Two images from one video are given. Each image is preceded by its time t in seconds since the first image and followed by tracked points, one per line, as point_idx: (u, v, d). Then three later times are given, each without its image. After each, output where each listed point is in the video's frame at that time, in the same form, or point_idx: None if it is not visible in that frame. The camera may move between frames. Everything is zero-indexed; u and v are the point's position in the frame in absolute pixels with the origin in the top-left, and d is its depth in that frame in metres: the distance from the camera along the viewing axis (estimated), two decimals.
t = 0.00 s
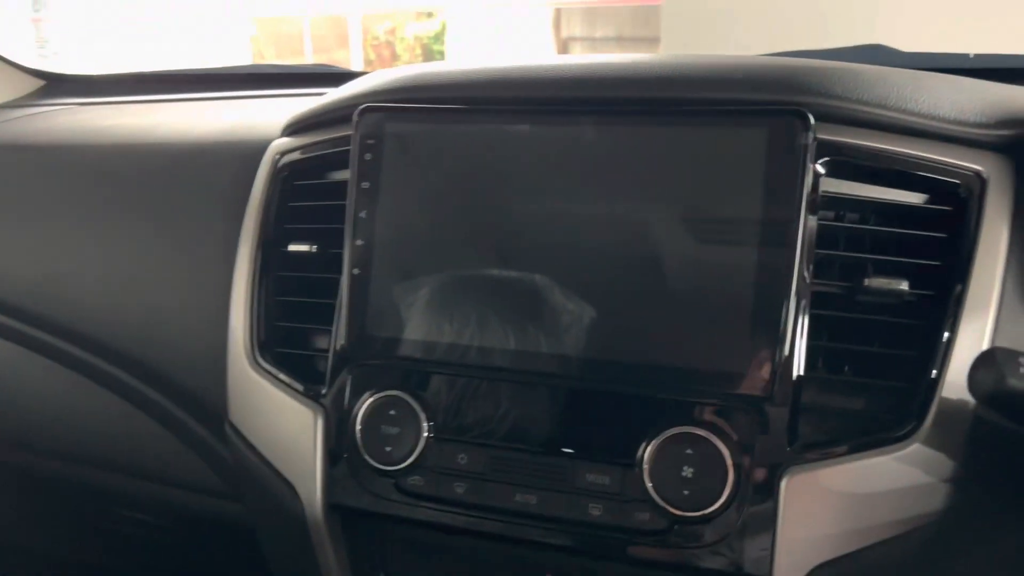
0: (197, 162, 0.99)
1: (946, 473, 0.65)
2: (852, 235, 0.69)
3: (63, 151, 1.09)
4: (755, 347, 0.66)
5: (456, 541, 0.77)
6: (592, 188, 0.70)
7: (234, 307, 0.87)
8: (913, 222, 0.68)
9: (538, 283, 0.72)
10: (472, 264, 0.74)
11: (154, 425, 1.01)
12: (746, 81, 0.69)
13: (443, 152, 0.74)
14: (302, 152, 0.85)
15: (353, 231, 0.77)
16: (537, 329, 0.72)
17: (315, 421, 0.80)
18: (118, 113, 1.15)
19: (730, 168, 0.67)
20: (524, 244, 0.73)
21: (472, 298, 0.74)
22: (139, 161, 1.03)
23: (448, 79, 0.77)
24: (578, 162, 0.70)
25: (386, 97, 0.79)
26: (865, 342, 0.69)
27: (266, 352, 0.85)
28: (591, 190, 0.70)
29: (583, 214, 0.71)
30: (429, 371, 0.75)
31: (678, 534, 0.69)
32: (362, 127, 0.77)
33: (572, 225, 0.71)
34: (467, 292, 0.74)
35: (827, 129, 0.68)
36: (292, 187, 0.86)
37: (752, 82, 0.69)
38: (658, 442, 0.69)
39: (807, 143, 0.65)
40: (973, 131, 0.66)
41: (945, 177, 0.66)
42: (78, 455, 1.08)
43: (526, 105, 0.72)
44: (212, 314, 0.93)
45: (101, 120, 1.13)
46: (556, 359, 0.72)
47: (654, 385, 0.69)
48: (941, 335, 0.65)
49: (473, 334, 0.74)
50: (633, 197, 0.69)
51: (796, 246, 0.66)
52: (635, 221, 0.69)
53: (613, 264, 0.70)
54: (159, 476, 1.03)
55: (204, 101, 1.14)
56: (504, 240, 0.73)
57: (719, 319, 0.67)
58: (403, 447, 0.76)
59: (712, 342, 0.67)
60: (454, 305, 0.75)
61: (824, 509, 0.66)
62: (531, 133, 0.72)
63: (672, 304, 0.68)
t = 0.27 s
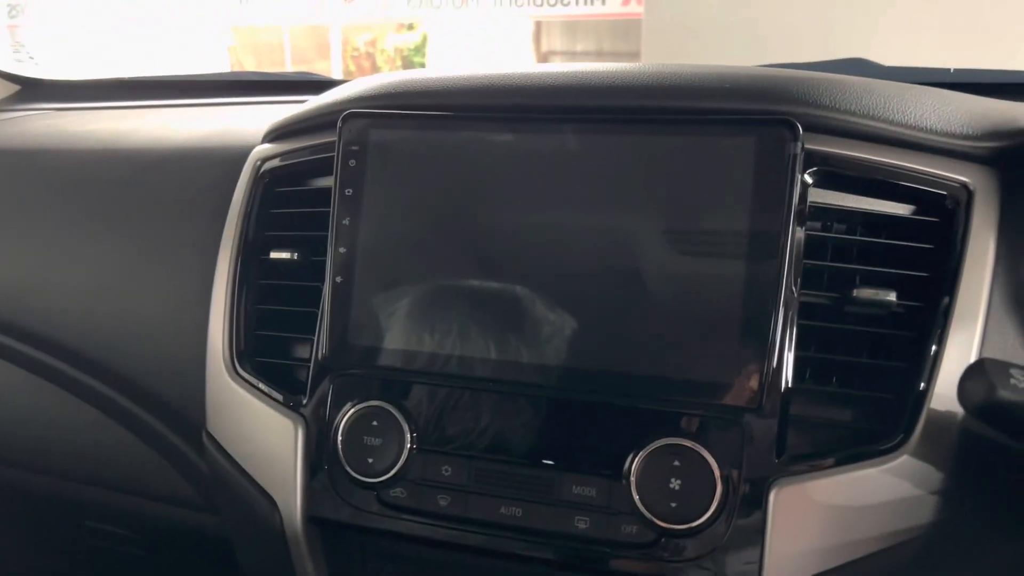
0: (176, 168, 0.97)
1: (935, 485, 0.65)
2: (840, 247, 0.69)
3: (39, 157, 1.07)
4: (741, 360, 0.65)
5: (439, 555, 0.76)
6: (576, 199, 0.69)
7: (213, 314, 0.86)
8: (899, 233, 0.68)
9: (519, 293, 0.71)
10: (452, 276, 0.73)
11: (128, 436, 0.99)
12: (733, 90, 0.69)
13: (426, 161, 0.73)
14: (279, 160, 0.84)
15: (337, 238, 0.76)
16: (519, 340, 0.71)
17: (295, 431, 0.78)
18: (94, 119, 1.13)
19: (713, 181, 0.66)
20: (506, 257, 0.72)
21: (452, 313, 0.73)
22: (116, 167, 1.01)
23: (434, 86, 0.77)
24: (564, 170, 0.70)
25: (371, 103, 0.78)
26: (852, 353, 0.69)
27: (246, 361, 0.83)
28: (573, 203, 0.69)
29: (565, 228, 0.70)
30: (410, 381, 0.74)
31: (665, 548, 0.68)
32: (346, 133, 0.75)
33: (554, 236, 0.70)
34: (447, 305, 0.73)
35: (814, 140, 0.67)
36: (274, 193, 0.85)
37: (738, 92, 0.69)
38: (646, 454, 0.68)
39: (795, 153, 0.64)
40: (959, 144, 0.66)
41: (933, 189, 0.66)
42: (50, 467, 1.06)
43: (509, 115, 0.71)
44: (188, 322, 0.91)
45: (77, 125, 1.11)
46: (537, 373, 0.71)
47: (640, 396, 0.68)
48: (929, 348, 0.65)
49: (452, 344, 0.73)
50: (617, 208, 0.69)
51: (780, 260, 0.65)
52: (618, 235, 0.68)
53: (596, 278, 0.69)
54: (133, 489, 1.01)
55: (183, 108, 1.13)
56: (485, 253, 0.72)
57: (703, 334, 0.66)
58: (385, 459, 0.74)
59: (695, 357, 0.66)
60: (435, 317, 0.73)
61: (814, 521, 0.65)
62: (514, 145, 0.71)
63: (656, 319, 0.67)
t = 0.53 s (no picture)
0: (159, 172, 0.96)
1: (924, 497, 0.65)
2: (829, 256, 0.69)
3: (18, 160, 1.05)
4: (731, 370, 0.65)
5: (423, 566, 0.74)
6: (565, 207, 0.69)
7: (197, 319, 0.85)
8: (889, 244, 0.68)
9: (503, 304, 0.70)
10: (437, 285, 0.72)
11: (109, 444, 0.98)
12: (725, 99, 0.69)
13: (413, 168, 0.72)
14: (264, 165, 0.83)
15: (323, 243, 0.75)
16: (502, 350, 0.70)
17: (278, 438, 0.77)
18: (76, 122, 1.11)
19: (704, 190, 0.66)
20: (494, 264, 0.71)
21: (439, 318, 0.72)
22: (98, 171, 1.00)
23: (423, 93, 0.76)
24: (553, 178, 0.69)
25: (360, 108, 0.77)
26: (841, 364, 0.68)
27: (229, 368, 0.82)
28: (563, 211, 0.69)
29: (553, 237, 0.69)
30: (394, 389, 0.73)
31: (654, 559, 0.67)
32: (335, 138, 0.75)
33: (542, 245, 0.69)
34: (433, 313, 0.72)
35: (805, 150, 0.67)
36: (259, 199, 0.85)
37: (729, 102, 0.69)
38: (635, 464, 0.67)
39: (785, 162, 0.64)
40: (949, 156, 0.66)
41: (922, 200, 0.66)
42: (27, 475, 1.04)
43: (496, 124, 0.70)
44: (170, 328, 0.89)
45: (58, 128, 1.09)
46: (524, 382, 0.70)
47: (628, 406, 0.67)
48: (918, 361, 0.65)
49: (436, 352, 0.72)
50: (608, 216, 0.68)
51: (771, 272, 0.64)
52: (606, 245, 0.68)
53: (583, 288, 0.68)
54: (112, 498, 0.99)
55: (166, 112, 1.11)
56: (471, 261, 0.71)
57: (693, 344, 0.66)
58: (370, 468, 0.73)
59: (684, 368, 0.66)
60: (420, 325, 0.72)
61: (804, 533, 0.65)
62: (501, 154, 0.70)
63: (644, 329, 0.67)
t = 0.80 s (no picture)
0: (144, 184, 0.94)
1: (931, 521, 0.63)
2: (830, 275, 0.68)
3: None
4: (732, 389, 0.63)
5: None
6: (561, 223, 0.67)
7: (181, 332, 0.83)
8: (891, 262, 0.67)
9: (490, 321, 0.69)
10: (426, 303, 0.71)
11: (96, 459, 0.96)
12: (725, 113, 0.67)
13: (405, 183, 0.71)
14: (251, 177, 0.81)
15: (313, 257, 0.73)
16: (487, 368, 0.69)
17: (265, 459, 0.75)
18: (56, 132, 1.09)
19: (705, 206, 0.64)
20: (489, 279, 0.69)
21: (429, 335, 0.71)
22: (80, 183, 0.98)
23: (414, 104, 0.75)
24: (548, 192, 0.68)
25: (351, 118, 0.76)
26: (843, 384, 0.67)
27: (214, 385, 0.80)
28: (560, 227, 0.67)
29: (550, 253, 0.68)
30: (384, 406, 0.72)
31: None
32: (326, 149, 0.73)
33: (538, 263, 0.68)
34: (422, 329, 0.71)
35: (806, 165, 0.66)
36: (247, 211, 0.83)
37: (729, 116, 0.67)
38: (634, 486, 0.66)
39: (787, 178, 0.63)
40: (952, 174, 0.65)
41: (926, 218, 0.65)
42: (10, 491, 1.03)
43: (488, 139, 0.69)
44: (160, 345, 0.88)
45: (38, 139, 1.07)
46: (519, 401, 0.68)
47: (627, 425, 0.66)
48: (922, 384, 0.64)
49: (422, 368, 0.71)
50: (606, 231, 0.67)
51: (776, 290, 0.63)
52: (604, 260, 0.67)
53: (580, 306, 0.67)
54: (104, 521, 0.98)
55: (148, 124, 1.09)
56: (466, 276, 0.70)
57: (694, 362, 0.64)
58: (359, 489, 0.72)
59: (685, 387, 0.64)
60: (408, 342, 0.71)
61: (806, 557, 0.64)
62: (491, 171, 0.69)
63: (643, 348, 0.66)
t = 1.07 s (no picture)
0: (120, 199, 0.92)
1: (926, 541, 0.62)
2: (822, 290, 0.67)
3: None
4: (724, 408, 0.62)
5: None
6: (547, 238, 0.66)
7: (158, 350, 0.81)
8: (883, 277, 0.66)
9: (472, 341, 0.67)
10: (406, 320, 0.69)
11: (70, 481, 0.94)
12: (714, 127, 0.67)
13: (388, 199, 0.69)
14: (229, 192, 0.80)
15: (294, 272, 0.71)
16: (468, 387, 0.68)
17: (243, 480, 0.74)
18: (28, 147, 1.06)
19: (694, 221, 0.63)
20: (473, 295, 0.68)
21: (410, 353, 0.69)
22: (52, 198, 0.96)
23: (397, 118, 0.73)
24: (533, 207, 0.66)
25: (332, 133, 0.74)
26: (834, 402, 0.66)
27: (191, 405, 0.79)
28: (546, 241, 0.66)
29: (536, 268, 0.66)
30: (363, 425, 0.70)
31: None
32: (308, 163, 0.71)
33: (523, 279, 0.66)
34: (403, 346, 0.69)
35: (796, 178, 0.65)
36: (225, 226, 0.81)
37: (717, 130, 0.67)
38: (624, 508, 0.65)
39: (777, 192, 0.62)
40: (943, 190, 0.65)
41: (918, 233, 0.65)
42: None
43: (472, 156, 0.68)
44: (138, 365, 0.87)
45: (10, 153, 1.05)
46: (505, 420, 0.67)
47: (616, 444, 0.64)
48: (915, 403, 0.63)
49: (404, 387, 0.69)
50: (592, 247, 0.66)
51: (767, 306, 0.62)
52: (591, 275, 0.65)
53: (566, 323, 0.66)
54: (79, 546, 0.96)
55: (123, 138, 1.07)
56: (450, 292, 0.68)
57: (684, 380, 0.63)
58: (340, 512, 0.70)
59: (675, 405, 0.63)
60: (387, 359, 0.69)
61: None
62: (473, 188, 0.68)
63: (632, 365, 0.64)
